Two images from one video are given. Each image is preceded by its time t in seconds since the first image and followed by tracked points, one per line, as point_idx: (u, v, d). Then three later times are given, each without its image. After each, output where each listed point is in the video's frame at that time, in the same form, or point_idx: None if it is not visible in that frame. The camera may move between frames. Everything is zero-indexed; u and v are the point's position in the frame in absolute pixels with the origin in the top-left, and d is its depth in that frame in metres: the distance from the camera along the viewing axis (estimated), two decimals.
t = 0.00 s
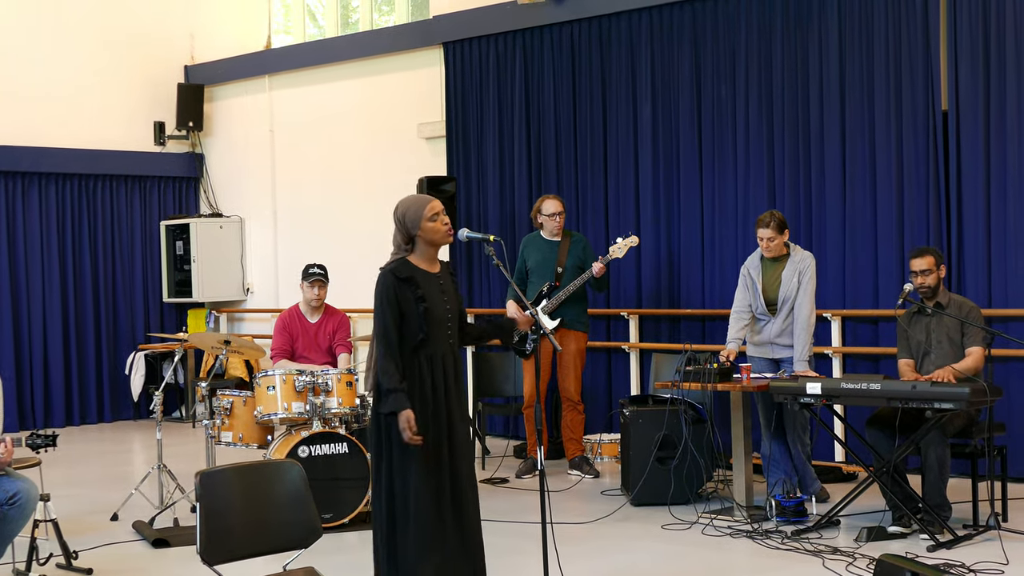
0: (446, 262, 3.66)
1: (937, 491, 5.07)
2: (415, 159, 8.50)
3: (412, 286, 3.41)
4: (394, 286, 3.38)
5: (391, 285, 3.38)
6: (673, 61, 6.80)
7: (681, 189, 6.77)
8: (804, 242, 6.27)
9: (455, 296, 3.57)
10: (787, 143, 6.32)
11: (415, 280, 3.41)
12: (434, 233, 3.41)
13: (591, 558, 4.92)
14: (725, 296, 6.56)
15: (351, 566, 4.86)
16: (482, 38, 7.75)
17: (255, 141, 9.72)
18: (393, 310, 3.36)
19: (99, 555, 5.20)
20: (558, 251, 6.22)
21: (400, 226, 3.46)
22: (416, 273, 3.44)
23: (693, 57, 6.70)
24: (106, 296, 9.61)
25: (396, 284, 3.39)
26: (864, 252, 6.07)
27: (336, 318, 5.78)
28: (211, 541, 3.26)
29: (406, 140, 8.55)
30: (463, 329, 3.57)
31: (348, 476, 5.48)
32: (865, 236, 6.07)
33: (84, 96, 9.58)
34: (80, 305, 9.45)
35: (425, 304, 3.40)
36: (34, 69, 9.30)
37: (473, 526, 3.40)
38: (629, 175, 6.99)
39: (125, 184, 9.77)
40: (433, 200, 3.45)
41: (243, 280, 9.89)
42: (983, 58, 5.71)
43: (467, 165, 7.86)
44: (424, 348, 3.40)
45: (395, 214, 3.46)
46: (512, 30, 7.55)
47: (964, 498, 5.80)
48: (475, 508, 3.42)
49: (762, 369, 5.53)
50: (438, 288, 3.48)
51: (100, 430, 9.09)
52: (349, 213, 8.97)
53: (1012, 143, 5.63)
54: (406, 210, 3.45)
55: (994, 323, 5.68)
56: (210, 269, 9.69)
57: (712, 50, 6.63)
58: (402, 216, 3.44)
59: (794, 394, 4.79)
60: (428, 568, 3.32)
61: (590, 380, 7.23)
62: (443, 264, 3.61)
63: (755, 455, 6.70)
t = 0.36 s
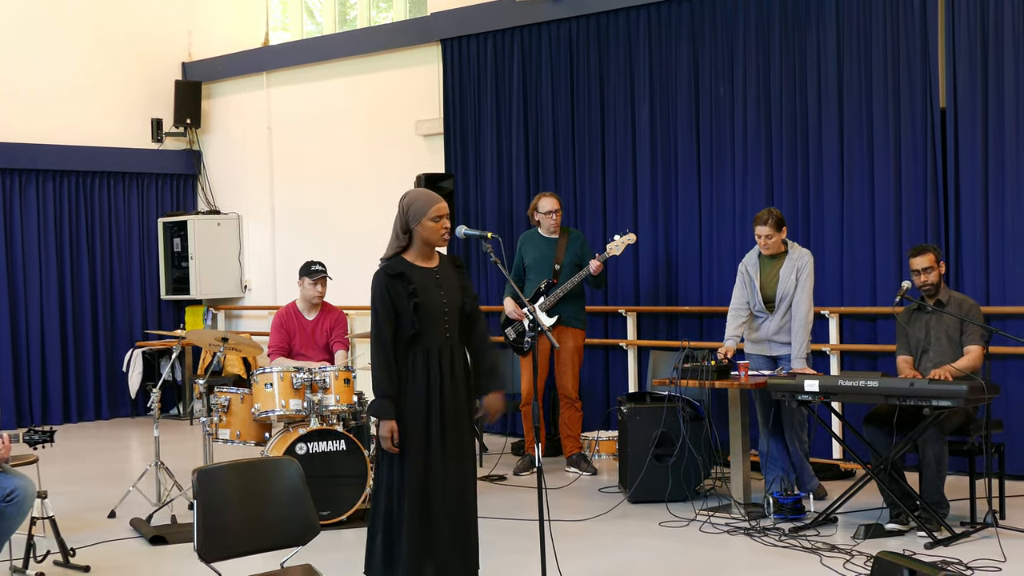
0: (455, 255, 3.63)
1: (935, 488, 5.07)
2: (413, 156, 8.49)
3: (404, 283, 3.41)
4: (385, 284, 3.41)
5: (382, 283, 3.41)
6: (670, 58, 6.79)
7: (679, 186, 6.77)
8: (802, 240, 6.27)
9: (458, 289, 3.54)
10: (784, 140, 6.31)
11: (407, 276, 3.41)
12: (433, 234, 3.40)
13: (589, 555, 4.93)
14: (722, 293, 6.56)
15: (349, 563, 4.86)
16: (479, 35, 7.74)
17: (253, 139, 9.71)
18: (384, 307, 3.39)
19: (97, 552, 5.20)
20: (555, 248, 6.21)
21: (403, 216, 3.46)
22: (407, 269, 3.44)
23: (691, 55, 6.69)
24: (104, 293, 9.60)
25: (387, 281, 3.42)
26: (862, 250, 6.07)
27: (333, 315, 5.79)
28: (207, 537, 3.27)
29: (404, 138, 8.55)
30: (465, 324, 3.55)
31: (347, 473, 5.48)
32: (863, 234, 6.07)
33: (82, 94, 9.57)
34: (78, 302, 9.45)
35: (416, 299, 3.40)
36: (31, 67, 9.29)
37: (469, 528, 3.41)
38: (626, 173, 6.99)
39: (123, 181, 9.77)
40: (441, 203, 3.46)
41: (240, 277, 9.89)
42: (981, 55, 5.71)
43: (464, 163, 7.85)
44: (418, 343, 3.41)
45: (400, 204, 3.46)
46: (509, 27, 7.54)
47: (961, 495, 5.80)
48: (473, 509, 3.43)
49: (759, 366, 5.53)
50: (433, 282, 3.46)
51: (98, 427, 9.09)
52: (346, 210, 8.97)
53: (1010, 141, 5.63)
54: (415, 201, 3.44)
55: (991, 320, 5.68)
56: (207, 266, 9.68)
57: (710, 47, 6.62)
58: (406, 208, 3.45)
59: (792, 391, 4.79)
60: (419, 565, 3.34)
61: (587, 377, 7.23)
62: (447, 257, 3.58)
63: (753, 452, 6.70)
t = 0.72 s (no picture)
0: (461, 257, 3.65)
1: (931, 483, 5.08)
2: (410, 152, 8.49)
3: (399, 279, 3.44)
4: (383, 280, 3.45)
5: (379, 278, 3.46)
6: (667, 54, 6.79)
7: (675, 183, 6.77)
8: (798, 236, 6.27)
9: (457, 287, 3.55)
10: (781, 136, 6.31)
11: (402, 272, 3.44)
12: (430, 226, 3.42)
13: (585, 551, 4.93)
14: (719, 288, 6.55)
15: (346, 559, 4.86)
16: (476, 31, 7.74)
17: (249, 135, 9.70)
18: (378, 302, 3.42)
19: (93, 548, 5.20)
20: (551, 244, 6.20)
21: (404, 216, 3.52)
22: (406, 265, 3.48)
23: (688, 51, 6.69)
24: (101, 290, 9.59)
25: (384, 277, 3.46)
26: (858, 245, 6.07)
27: (329, 311, 5.80)
28: (204, 532, 3.25)
29: (401, 133, 8.54)
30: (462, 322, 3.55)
31: (344, 468, 5.49)
32: (860, 229, 6.06)
33: (78, 90, 9.56)
34: (74, 298, 9.44)
35: (410, 296, 3.43)
36: (27, 63, 9.28)
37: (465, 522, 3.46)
38: (623, 169, 6.99)
39: (119, 178, 9.76)
40: (437, 195, 3.50)
41: (237, 273, 9.89)
42: (977, 51, 5.71)
43: (461, 159, 7.85)
44: (411, 339, 3.43)
45: (401, 205, 3.53)
46: (506, 23, 7.53)
47: (957, 491, 5.80)
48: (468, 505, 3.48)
49: (756, 362, 5.53)
50: (431, 280, 3.48)
51: (95, 423, 9.09)
52: (343, 207, 8.96)
53: (1006, 137, 5.63)
54: (412, 199, 3.50)
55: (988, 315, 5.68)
56: (204, 263, 9.68)
57: (707, 43, 6.62)
58: (404, 206, 3.50)
59: (789, 386, 4.80)
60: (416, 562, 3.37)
61: (584, 373, 7.23)
62: (451, 256, 3.60)
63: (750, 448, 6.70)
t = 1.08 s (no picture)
0: (453, 251, 3.69)
1: (925, 476, 5.09)
2: (404, 147, 8.48)
3: (391, 273, 3.48)
4: (374, 273, 3.48)
5: (371, 273, 3.49)
6: (662, 48, 6.79)
7: (670, 177, 6.77)
8: (793, 230, 6.28)
9: (451, 280, 3.58)
10: (776, 129, 6.32)
11: (394, 266, 3.48)
12: (421, 218, 3.45)
13: (580, 545, 4.93)
14: (714, 281, 6.56)
15: (340, 554, 4.85)
16: (470, 26, 7.73)
17: (243, 130, 9.70)
18: (370, 295, 3.45)
19: (86, 544, 5.18)
20: (547, 239, 6.19)
21: (395, 210, 3.55)
22: (398, 259, 3.51)
23: (683, 45, 6.69)
24: (94, 285, 9.58)
25: (375, 271, 3.49)
26: (853, 239, 6.08)
27: (324, 306, 5.79)
28: (198, 528, 3.25)
29: (395, 128, 8.54)
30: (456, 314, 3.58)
31: (337, 463, 5.47)
32: (854, 222, 6.07)
33: (72, 86, 9.54)
34: (68, 293, 9.43)
35: (402, 289, 3.46)
36: (21, 59, 9.26)
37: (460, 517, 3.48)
38: (618, 163, 7.00)
39: (113, 173, 9.74)
40: (428, 187, 3.53)
41: (231, 268, 9.88)
42: (972, 45, 5.72)
43: (456, 154, 7.85)
44: (403, 332, 3.48)
45: (392, 199, 3.54)
46: (500, 18, 7.52)
47: (951, 484, 5.81)
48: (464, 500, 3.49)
49: (750, 356, 5.54)
50: (423, 273, 3.52)
51: (89, 418, 9.08)
52: (337, 202, 8.96)
53: (1000, 130, 5.64)
54: (403, 192, 3.52)
55: (982, 309, 5.69)
56: (198, 258, 9.67)
57: (702, 36, 6.62)
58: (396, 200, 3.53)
59: (784, 380, 4.80)
60: (408, 555, 3.44)
61: (579, 367, 7.23)
62: (444, 250, 3.64)
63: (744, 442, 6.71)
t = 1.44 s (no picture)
0: (446, 247, 3.68)
1: (909, 470, 5.12)
2: (390, 142, 8.48)
3: (380, 269, 3.50)
4: (364, 269, 3.51)
5: (361, 269, 3.52)
6: (648, 42, 6.80)
7: (655, 171, 6.78)
8: (779, 224, 6.30)
9: (441, 280, 3.58)
10: (762, 124, 6.33)
11: (383, 263, 3.50)
12: (410, 211, 3.44)
13: (564, 539, 4.94)
14: (700, 275, 6.57)
15: (325, 548, 4.85)
16: (456, 20, 7.73)
17: (229, 124, 9.68)
18: (357, 291, 3.50)
19: (70, 538, 5.17)
20: (533, 233, 6.20)
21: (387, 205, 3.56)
22: (388, 255, 3.53)
23: (669, 39, 6.70)
24: (79, 279, 9.56)
25: (365, 267, 3.52)
26: (838, 233, 6.10)
27: (309, 300, 5.77)
28: (182, 522, 3.24)
29: (380, 123, 8.53)
30: (445, 314, 3.58)
31: (323, 458, 5.47)
32: (840, 216, 6.09)
33: (57, 81, 9.52)
34: (52, 288, 9.41)
35: (389, 286, 3.47)
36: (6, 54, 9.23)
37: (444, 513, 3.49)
38: (604, 158, 7.01)
39: (98, 167, 9.72)
40: (415, 180, 3.52)
41: (216, 262, 9.85)
42: (956, 39, 5.74)
43: (442, 148, 7.84)
44: (389, 329, 3.50)
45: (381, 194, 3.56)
46: (487, 12, 7.52)
47: (935, 478, 5.83)
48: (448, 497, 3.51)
49: (736, 351, 5.55)
50: (413, 271, 3.52)
51: (73, 413, 9.06)
52: (323, 196, 8.95)
53: (984, 124, 5.67)
54: (392, 188, 3.53)
55: (966, 303, 5.71)
56: (183, 252, 9.65)
57: (688, 31, 6.63)
58: (385, 195, 3.53)
59: (768, 374, 4.81)
60: (391, 551, 3.45)
61: (565, 360, 7.23)
62: (436, 246, 3.63)
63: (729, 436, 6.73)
